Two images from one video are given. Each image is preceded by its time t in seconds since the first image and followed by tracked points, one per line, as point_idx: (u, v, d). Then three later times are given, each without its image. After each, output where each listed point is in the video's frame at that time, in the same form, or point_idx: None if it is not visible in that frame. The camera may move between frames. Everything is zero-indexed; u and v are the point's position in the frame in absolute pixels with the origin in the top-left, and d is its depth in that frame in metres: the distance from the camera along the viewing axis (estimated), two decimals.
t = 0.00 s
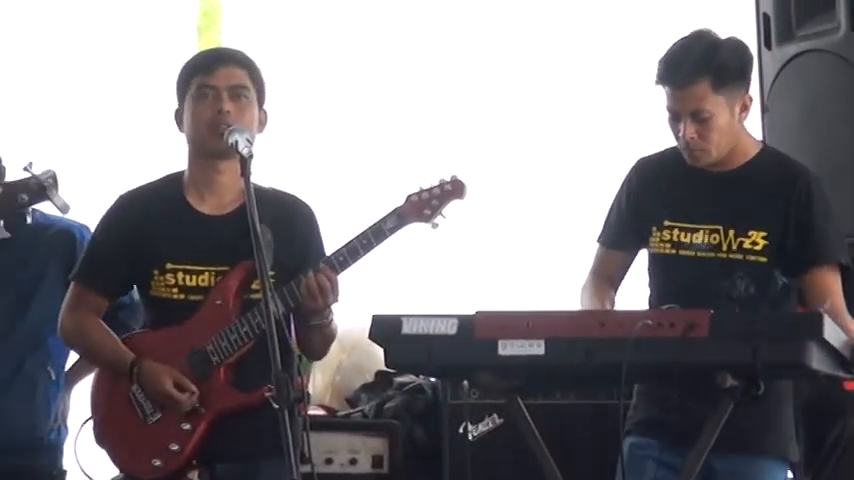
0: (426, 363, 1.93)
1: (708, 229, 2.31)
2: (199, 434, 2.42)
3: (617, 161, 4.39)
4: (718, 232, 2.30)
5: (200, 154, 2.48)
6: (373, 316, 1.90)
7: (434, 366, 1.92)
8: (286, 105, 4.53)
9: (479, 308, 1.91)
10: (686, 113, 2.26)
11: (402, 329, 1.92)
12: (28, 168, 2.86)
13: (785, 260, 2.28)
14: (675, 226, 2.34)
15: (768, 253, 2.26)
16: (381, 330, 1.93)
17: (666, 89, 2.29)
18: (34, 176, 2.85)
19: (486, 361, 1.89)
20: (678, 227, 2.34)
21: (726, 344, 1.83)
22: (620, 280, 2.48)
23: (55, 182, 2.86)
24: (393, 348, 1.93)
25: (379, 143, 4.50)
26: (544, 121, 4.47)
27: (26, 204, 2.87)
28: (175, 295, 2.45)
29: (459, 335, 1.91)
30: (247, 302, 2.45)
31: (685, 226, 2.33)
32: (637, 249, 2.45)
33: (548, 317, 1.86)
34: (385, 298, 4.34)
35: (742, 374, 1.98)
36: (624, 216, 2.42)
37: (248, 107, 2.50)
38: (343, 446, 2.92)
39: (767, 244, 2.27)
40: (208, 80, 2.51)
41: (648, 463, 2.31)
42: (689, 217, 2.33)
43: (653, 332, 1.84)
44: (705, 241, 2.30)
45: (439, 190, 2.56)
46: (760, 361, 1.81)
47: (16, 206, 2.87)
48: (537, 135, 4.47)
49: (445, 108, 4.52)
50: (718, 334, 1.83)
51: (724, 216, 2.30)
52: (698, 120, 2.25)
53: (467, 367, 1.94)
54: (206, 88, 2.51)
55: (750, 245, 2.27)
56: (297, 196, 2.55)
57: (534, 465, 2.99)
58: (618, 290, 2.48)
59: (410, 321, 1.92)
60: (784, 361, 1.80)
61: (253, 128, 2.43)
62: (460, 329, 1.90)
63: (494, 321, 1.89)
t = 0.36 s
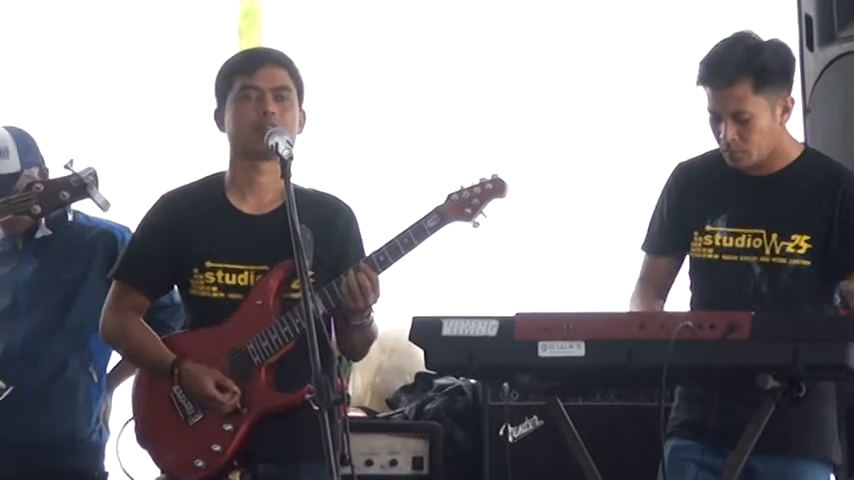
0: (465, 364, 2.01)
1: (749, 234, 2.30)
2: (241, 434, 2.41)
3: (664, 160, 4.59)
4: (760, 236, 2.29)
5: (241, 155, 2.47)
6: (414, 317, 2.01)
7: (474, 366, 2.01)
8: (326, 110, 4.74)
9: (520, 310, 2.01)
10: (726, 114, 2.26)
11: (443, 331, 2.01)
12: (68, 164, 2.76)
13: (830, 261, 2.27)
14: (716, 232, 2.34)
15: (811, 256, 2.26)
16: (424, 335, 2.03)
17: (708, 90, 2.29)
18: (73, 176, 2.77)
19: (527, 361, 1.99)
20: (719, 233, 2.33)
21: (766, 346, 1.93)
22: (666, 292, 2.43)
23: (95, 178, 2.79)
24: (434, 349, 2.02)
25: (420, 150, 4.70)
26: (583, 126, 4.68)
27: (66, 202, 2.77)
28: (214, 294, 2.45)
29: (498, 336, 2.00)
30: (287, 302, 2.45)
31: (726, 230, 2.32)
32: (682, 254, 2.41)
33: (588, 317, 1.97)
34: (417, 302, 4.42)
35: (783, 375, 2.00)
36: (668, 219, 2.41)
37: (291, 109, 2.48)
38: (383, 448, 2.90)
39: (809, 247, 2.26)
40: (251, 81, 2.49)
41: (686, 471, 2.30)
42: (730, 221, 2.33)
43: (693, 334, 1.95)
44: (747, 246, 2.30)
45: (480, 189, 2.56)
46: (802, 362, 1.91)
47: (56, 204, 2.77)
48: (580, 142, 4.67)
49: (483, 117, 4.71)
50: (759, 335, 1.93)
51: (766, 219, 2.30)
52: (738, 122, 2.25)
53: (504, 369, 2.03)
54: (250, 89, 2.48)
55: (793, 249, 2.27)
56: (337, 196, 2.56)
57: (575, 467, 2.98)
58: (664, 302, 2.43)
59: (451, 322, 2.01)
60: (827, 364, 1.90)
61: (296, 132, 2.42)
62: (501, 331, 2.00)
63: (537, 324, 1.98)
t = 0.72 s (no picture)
0: (493, 364, 2.01)
1: (776, 232, 2.30)
2: (269, 434, 2.42)
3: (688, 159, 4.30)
4: (787, 235, 2.29)
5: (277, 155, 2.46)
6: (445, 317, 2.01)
7: (502, 366, 2.01)
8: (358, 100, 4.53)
9: (547, 310, 2.01)
10: (763, 86, 2.28)
11: (471, 331, 2.02)
12: (99, 159, 2.82)
13: None
14: (742, 231, 2.33)
15: (838, 254, 2.26)
16: (454, 332, 2.02)
17: (745, 64, 2.32)
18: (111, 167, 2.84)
19: (554, 360, 1.99)
20: (746, 232, 2.32)
21: (793, 347, 1.93)
22: (702, 293, 2.42)
23: (125, 173, 2.85)
24: (462, 349, 2.01)
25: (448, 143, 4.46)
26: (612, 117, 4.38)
27: (97, 196, 2.81)
28: (241, 295, 2.46)
29: (526, 336, 2.00)
30: (313, 301, 2.46)
31: (753, 229, 2.32)
32: (713, 254, 2.39)
33: (620, 318, 1.97)
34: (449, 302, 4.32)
35: (812, 375, 1.99)
36: (697, 218, 2.40)
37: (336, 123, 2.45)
38: (411, 448, 2.90)
39: (837, 245, 2.27)
40: (305, 88, 2.44)
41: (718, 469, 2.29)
42: (757, 221, 2.32)
43: (722, 334, 1.95)
44: (775, 245, 2.30)
45: (507, 188, 2.55)
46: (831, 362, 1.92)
47: (88, 200, 2.81)
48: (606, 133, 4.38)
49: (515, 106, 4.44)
50: (787, 337, 1.93)
51: (794, 218, 2.30)
52: (774, 94, 2.27)
53: (533, 370, 2.03)
54: (301, 96, 2.44)
55: (821, 247, 2.27)
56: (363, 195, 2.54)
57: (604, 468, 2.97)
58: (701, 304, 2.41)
59: (478, 322, 2.01)
60: None
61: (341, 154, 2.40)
62: (528, 330, 2.00)
63: (565, 324, 1.99)
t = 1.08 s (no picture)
0: (517, 363, 2.01)
1: (804, 230, 2.29)
2: (291, 434, 2.42)
3: (716, 157, 4.25)
4: (814, 232, 2.28)
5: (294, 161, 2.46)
6: (467, 317, 2.04)
7: (526, 366, 2.01)
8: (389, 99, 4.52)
9: (569, 311, 2.01)
10: (788, 99, 2.26)
11: (495, 331, 2.02)
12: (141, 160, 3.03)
13: None
14: (768, 228, 2.32)
15: None
16: (477, 333, 2.03)
17: (766, 77, 2.29)
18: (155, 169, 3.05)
19: (577, 361, 1.99)
20: (772, 229, 2.32)
21: (818, 348, 1.93)
22: (727, 290, 2.43)
23: (166, 171, 3.08)
24: (486, 348, 2.02)
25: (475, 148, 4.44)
26: (649, 110, 4.34)
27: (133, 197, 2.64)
28: (263, 297, 2.45)
29: (549, 336, 2.00)
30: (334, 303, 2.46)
31: (779, 226, 2.31)
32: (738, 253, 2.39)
33: (644, 319, 1.97)
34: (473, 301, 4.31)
35: (838, 376, 1.98)
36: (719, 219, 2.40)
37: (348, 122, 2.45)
38: (435, 448, 2.90)
39: None
40: (312, 91, 2.44)
41: (739, 461, 2.29)
42: (784, 219, 2.32)
43: (747, 334, 1.95)
44: (802, 242, 2.28)
45: (529, 189, 2.55)
46: None
47: (129, 197, 2.98)
48: (632, 132, 4.34)
49: (543, 104, 4.41)
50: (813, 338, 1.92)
51: (821, 216, 2.29)
52: (800, 106, 2.25)
53: (556, 370, 2.04)
54: (310, 100, 2.44)
55: (848, 245, 2.26)
56: (386, 197, 2.52)
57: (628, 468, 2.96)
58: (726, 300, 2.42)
59: (502, 322, 2.01)
60: None
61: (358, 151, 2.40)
62: (551, 331, 2.00)
63: (585, 324, 1.99)
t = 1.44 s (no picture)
0: (545, 367, 2.00)
1: (822, 233, 2.30)
2: (318, 440, 2.42)
3: (738, 162, 4.31)
4: (834, 236, 2.29)
5: (322, 163, 2.47)
6: (495, 323, 2.03)
7: (554, 371, 2.00)
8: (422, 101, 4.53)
9: (597, 315, 2.00)
10: (807, 103, 2.27)
11: (523, 335, 2.00)
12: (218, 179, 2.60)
13: None
14: (788, 232, 2.32)
15: None
16: (504, 339, 2.01)
17: (785, 82, 2.31)
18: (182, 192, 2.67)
19: (607, 366, 1.99)
20: (791, 233, 2.32)
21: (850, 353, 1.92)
22: (747, 299, 2.42)
23: (241, 194, 2.55)
24: (514, 352, 2.01)
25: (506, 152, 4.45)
26: (679, 117, 4.39)
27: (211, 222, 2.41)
28: (291, 301, 2.45)
29: (578, 340, 2.00)
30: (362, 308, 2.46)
31: (798, 230, 2.32)
32: (758, 259, 2.39)
33: (671, 324, 1.96)
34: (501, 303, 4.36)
35: None
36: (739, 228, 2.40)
37: (375, 124, 2.47)
38: (463, 453, 2.88)
39: None
40: (339, 92, 2.46)
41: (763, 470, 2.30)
42: (802, 223, 2.32)
43: (776, 338, 1.95)
44: (821, 246, 2.29)
45: (555, 193, 2.52)
46: None
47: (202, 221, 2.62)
48: (666, 137, 4.39)
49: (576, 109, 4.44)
50: (843, 342, 1.92)
51: (842, 220, 2.29)
52: (819, 109, 2.26)
53: (582, 374, 2.03)
54: (337, 100, 2.46)
55: None
56: (412, 201, 2.52)
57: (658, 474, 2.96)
58: (745, 309, 2.42)
59: (530, 326, 2.00)
60: None
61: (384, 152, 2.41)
62: (579, 335, 1.99)
63: (615, 328, 1.98)
